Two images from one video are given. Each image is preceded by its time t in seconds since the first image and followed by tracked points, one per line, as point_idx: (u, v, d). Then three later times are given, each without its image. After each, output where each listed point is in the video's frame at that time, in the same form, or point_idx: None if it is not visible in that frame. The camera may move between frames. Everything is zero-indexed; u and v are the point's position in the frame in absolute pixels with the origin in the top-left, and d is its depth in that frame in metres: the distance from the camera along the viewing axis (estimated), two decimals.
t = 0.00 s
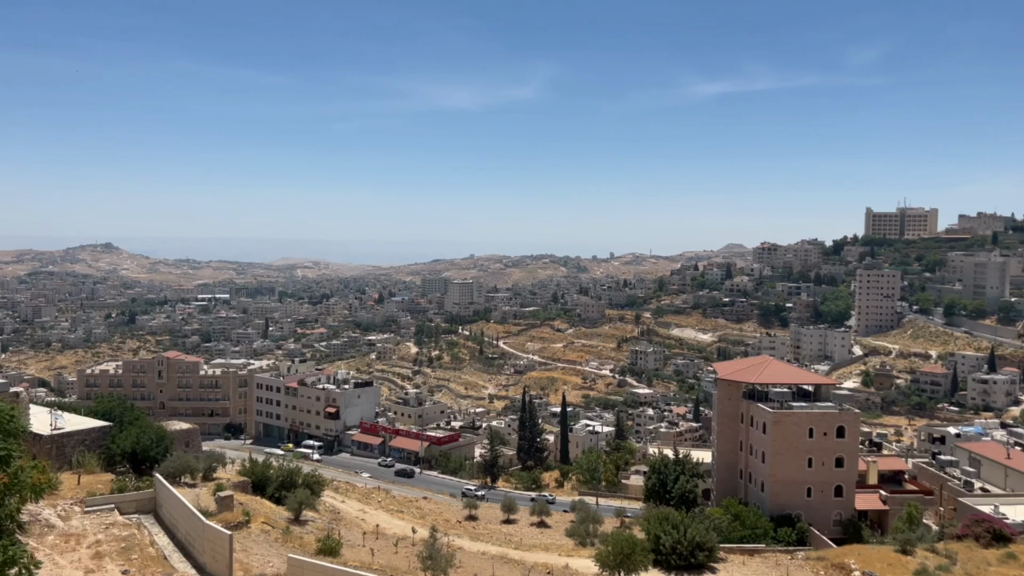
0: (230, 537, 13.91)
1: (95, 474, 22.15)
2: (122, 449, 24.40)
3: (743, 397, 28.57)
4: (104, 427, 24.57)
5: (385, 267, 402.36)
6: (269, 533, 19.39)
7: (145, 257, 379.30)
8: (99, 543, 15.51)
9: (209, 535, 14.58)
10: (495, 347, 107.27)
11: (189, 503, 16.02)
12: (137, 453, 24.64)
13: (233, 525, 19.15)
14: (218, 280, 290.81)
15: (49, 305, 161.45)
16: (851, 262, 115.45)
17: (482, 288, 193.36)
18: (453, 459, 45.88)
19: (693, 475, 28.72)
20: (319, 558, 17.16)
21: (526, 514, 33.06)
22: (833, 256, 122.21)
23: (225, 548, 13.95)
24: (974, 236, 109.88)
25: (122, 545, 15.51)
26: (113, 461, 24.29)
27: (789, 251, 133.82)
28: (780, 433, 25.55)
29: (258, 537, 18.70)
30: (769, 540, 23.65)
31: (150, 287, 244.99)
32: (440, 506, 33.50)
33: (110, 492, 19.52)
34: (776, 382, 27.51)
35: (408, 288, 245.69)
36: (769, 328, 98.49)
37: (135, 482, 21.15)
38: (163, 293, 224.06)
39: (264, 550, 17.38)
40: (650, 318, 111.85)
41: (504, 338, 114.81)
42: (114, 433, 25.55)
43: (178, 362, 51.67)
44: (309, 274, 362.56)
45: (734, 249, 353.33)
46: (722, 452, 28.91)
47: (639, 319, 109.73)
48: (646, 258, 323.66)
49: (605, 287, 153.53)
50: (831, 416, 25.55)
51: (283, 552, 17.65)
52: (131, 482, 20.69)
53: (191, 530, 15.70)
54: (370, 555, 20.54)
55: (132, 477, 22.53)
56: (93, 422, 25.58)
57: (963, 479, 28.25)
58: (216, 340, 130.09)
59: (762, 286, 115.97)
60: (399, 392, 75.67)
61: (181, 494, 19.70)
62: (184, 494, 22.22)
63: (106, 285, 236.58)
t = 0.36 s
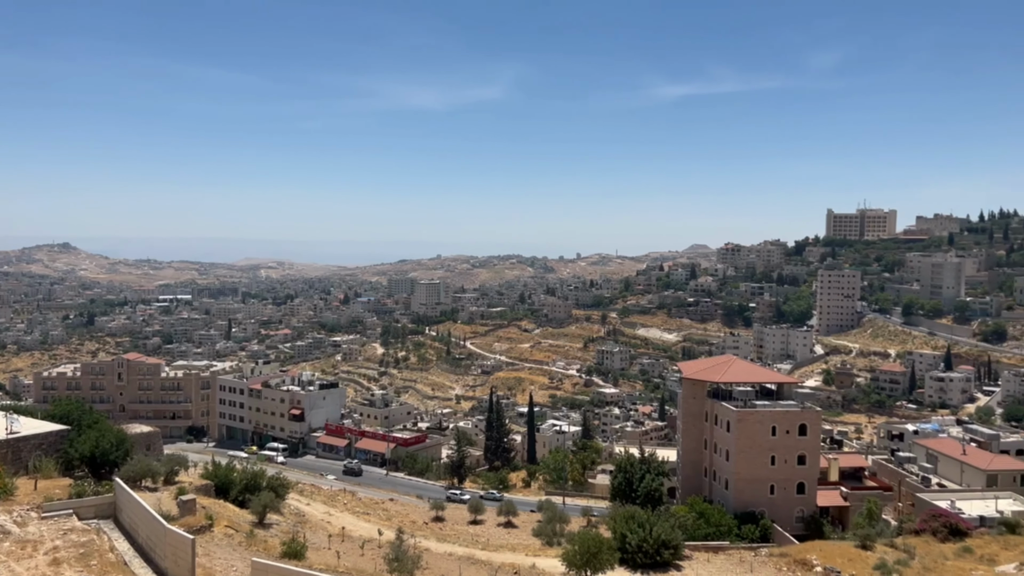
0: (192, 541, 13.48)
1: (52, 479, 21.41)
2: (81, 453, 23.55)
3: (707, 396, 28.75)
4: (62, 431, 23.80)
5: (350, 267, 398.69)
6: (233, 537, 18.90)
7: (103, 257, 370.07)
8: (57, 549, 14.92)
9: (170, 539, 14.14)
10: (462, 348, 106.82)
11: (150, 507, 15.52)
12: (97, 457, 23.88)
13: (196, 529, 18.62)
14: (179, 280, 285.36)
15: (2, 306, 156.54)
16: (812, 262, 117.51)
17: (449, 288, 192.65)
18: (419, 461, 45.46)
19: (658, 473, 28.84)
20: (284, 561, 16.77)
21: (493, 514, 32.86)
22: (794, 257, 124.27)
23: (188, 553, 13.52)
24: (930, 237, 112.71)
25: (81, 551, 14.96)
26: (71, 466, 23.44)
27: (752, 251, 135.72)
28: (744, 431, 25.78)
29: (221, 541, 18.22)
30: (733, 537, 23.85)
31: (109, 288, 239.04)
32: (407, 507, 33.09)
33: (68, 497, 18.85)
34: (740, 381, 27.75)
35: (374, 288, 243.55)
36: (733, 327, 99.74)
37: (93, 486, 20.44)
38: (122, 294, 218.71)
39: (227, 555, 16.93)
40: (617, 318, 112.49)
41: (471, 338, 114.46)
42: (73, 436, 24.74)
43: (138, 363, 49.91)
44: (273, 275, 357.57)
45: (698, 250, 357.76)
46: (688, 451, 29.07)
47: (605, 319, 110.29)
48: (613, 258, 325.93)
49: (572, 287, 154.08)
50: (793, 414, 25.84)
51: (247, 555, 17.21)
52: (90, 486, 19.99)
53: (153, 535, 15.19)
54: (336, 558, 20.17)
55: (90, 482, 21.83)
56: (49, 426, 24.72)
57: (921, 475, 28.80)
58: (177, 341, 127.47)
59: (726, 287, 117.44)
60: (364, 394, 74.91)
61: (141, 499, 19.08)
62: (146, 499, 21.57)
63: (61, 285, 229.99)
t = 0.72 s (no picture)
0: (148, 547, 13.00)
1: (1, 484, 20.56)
2: (32, 457, 22.85)
3: (669, 395, 28.93)
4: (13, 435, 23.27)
5: (311, 267, 393.71)
6: (191, 541, 18.37)
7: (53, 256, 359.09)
8: (6, 557, 14.29)
9: (125, 544, 13.66)
10: (425, 349, 106.16)
11: (105, 511, 14.96)
12: (48, 461, 23.05)
13: (152, 534, 18.03)
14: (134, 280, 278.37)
15: None
16: (770, 263, 119.59)
17: (412, 289, 191.55)
18: (382, 463, 44.97)
19: (620, 472, 28.93)
20: (244, 567, 16.33)
21: (456, 515, 32.61)
22: (753, 258, 126.31)
23: (144, 558, 13.02)
24: (883, 239, 115.71)
25: (31, 559, 14.34)
26: (22, 471, 22.65)
27: (712, 252, 137.60)
28: (704, 429, 26.00)
29: (179, 546, 17.68)
30: (694, 535, 24.02)
31: (60, 288, 232.00)
32: (369, 509, 32.67)
33: (19, 503, 18.08)
34: (700, 380, 27.97)
35: (335, 288, 240.80)
36: (694, 327, 100.99)
37: (45, 491, 19.67)
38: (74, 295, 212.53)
39: (185, 559, 16.42)
40: (580, 318, 112.98)
41: (434, 339, 113.86)
42: (23, 441, 23.86)
43: (92, 366, 47.96)
44: (231, 275, 351.21)
45: (660, 251, 362.42)
46: (649, 449, 29.21)
47: (568, 319, 110.72)
48: (575, 259, 327.68)
49: (536, 287, 154.41)
50: (752, 413, 26.13)
51: (205, 560, 16.73)
52: (41, 491, 19.22)
53: (108, 540, 14.64)
54: (297, 561, 19.75)
55: (40, 487, 21.03)
56: None
57: (875, 471, 29.42)
58: (132, 343, 124.30)
59: (686, 287, 118.88)
60: (326, 395, 73.94)
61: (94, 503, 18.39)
62: (100, 503, 20.85)
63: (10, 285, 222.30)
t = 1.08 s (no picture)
0: (96, 554, 12.43)
1: None
2: None
3: (625, 394, 29.04)
4: None
5: (266, 267, 386.71)
6: (141, 547, 17.73)
7: None
8: None
9: (72, 551, 13.09)
10: (382, 349, 105.15)
11: (49, 517, 14.31)
12: None
13: (99, 539, 17.34)
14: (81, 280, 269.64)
15: None
16: (725, 264, 121.64)
17: (370, 289, 189.56)
18: (338, 464, 44.25)
19: (578, 471, 28.96)
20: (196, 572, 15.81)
21: (414, 516, 32.23)
22: (708, 258, 128.34)
23: (91, 566, 12.45)
24: (834, 241, 118.72)
25: None
26: None
27: (669, 253, 139.33)
28: (659, 428, 26.19)
29: (127, 552, 17.04)
30: (650, 533, 24.15)
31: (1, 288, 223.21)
32: (325, 512, 32.12)
33: None
34: (656, 380, 28.16)
35: (291, 288, 237.11)
36: (650, 327, 102.13)
37: None
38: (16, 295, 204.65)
39: (134, 566, 15.83)
40: (538, 318, 113.20)
41: (391, 340, 112.86)
42: None
43: (37, 368, 46.87)
44: (183, 275, 342.81)
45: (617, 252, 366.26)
46: (606, 448, 29.30)
47: (527, 319, 110.85)
48: (534, 259, 328.85)
49: (494, 288, 154.37)
50: (707, 411, 26.39)
51: (156, 566, 16.15)
52: None
53: (52, 547, 14.00)
54: (251, 565, 19.23)
55: None
56: None
57: (826, 468, 30.00)
58: (79, 344, 120.32)
59: (643, 287, 120.14)
60: (281, 396, 72.62)
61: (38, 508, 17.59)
62: (44, 509, 19.98)
63: None
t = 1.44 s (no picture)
0: (40, 561, 11.86)
1: None
2: None
3: (583, 394, 29.09)
4: None
5: (219, 266, 378.54)
6: (89, 553, 17.03)
7: None
8: None
9: (14, 560, 12.46)
10: (339, 350, 103.78)
11: None
12: None
13: (44, 546, 16.58)
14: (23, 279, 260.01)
15: None
16: (681, 265, 123.31)
17: (326, 289, 186.95)
18: (293, 467, 43.45)
19: (536, 471, 28.91)
20: None
21: (370, 518, 31.77)
22: (664, 259, 129.94)
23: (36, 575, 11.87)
24: (786, 242, 121.32)
25: None
26: None
27: (626, 254, 140.61)
28: (616, 427, 26.31)
29: (74, 559, 16.34)
30: (607, 531, 24.22)
31: None
32: (280, 515, 31.44)
33: None
34: (613, 379, 28.28)
35: (245, 289, 232.47)
36: (607, 327, 102.96)
37: None
38: None
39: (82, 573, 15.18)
40: (496, 319, 113.05)
41: (348, 340, 111.48)
42: None
43: None
44: (132, 275, 333.45)
45: (574, 253, 368.95)
46: (564, 448, 29.30)
47: (485, 320, 110.61)
48: (492, 260, 328.95)
49: (453, 288, 153.75)
50: (663, 411, 26.58)
51: (105, 573, 15.52)
52: None
53: None
54: (204, 571, 18.65)
55: None
56: None
57: (778, 465, 30.53)
58: (21, 346, 115.91)
59: (601, 287, 120.99)
60: (234, 398, 71.02)
61: None
62: None
63: None
